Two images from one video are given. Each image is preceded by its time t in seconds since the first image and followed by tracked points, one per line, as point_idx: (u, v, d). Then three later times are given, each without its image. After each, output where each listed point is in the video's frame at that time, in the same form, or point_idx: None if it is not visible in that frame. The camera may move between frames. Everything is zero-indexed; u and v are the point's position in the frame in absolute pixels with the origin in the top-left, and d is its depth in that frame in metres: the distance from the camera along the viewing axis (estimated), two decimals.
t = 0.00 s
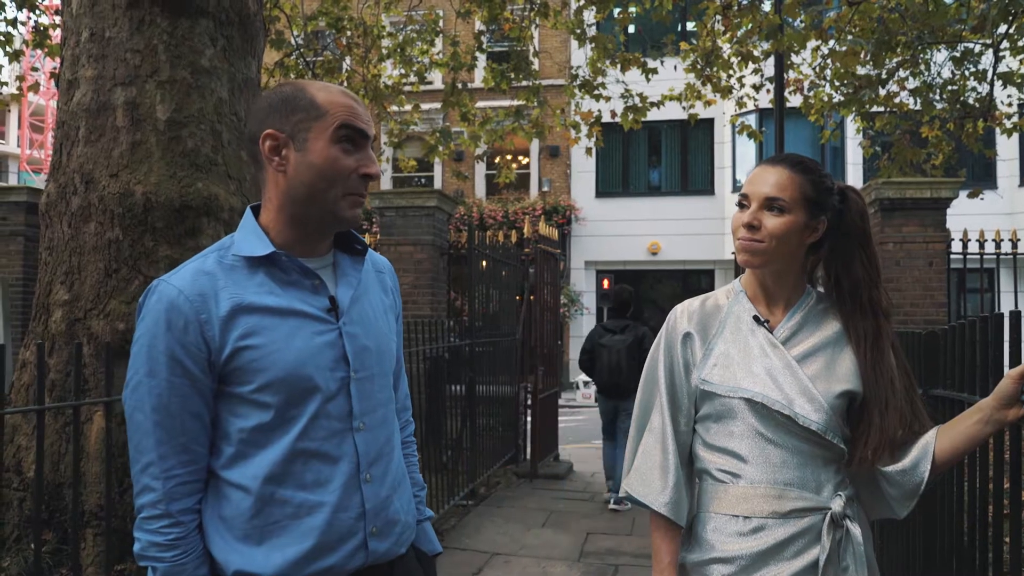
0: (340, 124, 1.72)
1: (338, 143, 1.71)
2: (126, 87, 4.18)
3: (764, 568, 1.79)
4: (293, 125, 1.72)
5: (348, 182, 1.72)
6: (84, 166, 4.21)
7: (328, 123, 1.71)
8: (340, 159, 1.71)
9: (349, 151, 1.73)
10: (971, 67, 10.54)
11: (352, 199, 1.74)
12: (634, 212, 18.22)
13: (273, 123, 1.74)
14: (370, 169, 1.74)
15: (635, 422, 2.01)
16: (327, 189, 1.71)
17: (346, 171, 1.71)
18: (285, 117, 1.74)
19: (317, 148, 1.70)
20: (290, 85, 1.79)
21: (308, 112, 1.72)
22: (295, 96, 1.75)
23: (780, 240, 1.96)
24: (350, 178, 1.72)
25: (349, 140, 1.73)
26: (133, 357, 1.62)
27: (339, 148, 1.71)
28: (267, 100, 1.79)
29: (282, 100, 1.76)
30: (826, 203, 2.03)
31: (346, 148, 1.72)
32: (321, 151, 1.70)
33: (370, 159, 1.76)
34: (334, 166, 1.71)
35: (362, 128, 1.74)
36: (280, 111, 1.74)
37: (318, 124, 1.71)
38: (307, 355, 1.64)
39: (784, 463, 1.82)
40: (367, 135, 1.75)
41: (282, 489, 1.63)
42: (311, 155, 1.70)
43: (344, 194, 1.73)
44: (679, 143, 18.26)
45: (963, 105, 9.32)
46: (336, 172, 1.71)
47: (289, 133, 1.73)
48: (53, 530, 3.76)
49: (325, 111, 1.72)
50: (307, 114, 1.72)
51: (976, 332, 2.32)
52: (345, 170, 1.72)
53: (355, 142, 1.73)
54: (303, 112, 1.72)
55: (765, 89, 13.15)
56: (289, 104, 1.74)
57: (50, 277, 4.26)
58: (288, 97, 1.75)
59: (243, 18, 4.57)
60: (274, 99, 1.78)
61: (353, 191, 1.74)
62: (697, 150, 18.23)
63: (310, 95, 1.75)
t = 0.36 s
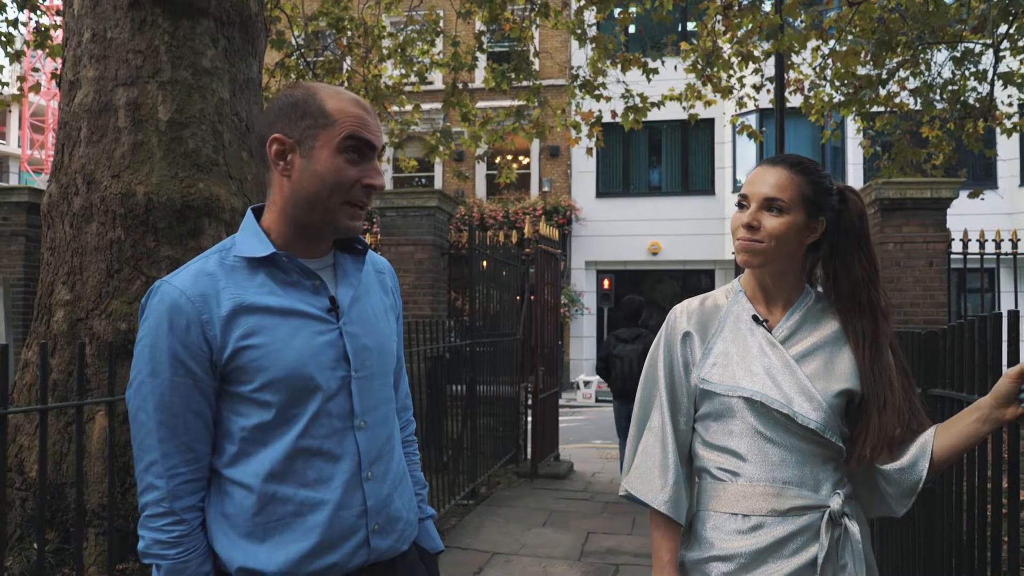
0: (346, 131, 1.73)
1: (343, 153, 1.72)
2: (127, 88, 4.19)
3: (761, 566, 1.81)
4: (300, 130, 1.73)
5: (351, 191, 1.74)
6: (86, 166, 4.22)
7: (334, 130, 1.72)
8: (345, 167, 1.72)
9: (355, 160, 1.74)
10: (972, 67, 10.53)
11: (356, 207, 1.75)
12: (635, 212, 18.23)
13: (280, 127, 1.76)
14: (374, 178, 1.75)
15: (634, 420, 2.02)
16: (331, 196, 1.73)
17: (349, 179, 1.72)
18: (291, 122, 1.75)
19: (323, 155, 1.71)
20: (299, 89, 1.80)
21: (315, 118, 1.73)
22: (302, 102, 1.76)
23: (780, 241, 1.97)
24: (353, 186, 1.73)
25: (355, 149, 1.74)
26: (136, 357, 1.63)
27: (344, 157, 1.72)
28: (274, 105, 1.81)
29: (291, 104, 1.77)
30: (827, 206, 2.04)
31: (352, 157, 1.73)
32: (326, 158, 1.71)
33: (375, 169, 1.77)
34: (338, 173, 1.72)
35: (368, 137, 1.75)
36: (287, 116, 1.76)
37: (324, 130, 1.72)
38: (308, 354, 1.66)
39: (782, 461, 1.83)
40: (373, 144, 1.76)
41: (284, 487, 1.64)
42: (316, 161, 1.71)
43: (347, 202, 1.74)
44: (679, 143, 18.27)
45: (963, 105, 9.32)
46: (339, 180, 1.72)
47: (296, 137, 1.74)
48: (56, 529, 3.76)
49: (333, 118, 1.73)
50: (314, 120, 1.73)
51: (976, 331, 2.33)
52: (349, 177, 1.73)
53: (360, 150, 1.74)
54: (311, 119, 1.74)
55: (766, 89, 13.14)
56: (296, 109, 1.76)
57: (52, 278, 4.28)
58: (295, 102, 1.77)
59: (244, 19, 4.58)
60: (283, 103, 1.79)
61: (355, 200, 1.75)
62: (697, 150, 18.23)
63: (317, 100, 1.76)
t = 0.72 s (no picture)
0: (348, 132, 1.75)
1: (344, 153, 1.74)
2: (129, 88, 4.21)
3: (759, 563, 1.82)
4: (302, 130, 1.75)
5: (351, 190, 1.75)
6: (88, 166, 4.24)
7: (336, 130, 1.74)
8: (346, 167, 1.74)
9: (356, 160, 1.75)
10: (971, 67, 10.54)
11: (356, 206, 1.77)
12: (635, 211, 18.24)
13: (282, 127, 1.78)
14: (375, 178, 1.76)
15: (633, 418, 2.04)
16: (332, 196, 1.74)
17: (350, 179, 1.74)
18: (294, 122, 1.77)
19: (324, 155, 1.73)
20: (302, 90, 1.82)
21: (317, 118, 1.75)
22: (304, 102, 1.78)
23: (777, 239, 1.99)
24: (354, 186, 1.75)
25: (356, 150, 1.75)
26: (141, 356, 1.64)
27: (345, 156, 1.74)
28: (277, 105, 1.83)
29: (294, 104, 1.79)
30: (823, 205, 2.06)
31: (353, 156, 1.75)
32: (327, 158, 1.73)
33: (376, 168, 1.78)
34: (339, 173, 1.73)
35: (369, 137, 1.77)
36: (290, 116, 1.78)
37: (326, 130, 1.74)
38: (311, 354, 1.67)
39: (779, 458, 1.85)
40: (375, 144, 1.78)
41: (288, 484, 1.66)
42: (318, 162, 1.73)
43: (347, 202, 1.76)
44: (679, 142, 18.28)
45: (962, 105, 9.33)
46: (340, 179, 1.73)
47: (298, 137, 1.76)
48: (58, 528, 3.79)
49: (335, 118, 1.75)
50: (316, 120, 1.75)
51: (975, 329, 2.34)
52: (350, 177, 1.74)
53: (362, 150, 1.76)
54: (313, 119, 1.75)
55: (765, 89, 13.16)
56: (299, 109, 1.78)
57: (54, 278, 4.29)
58: (297, 102, 1.79)
59: (245, 19, 4.60)
60: (287, 103, 1.81)
61: (356, 200, 1.76)
62: (697, 150, 18.25)
63: (320, 101, 1.78)
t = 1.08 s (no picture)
0: (351, 131, 1.76)
1: (348, 153, 1.76)
2: (131, 88, 4.23)
3: (757, 559, 1.85)
4: (306, 130, 1.77)
5: (354, 189, 1.77)
6: (90, 167, 4.26)
7: (340, 130, 1.76)
8: (349, 166, 1.76)
9: (359, 159, 1.77)
10: (971, 68, 10.55)
11: (359, 205, 1.79)
12: (634, 211, 18.26)
13: (287, 127, 1.80)
14: (378, 177, 1.78)
15: (633, 416, 2.06)
16: (336, 195, 1.76)
17: (353, 178, 1.76)
18: (299, 122, 1.79)
19: (328, 154, 1.75)
20: (307, 91, 1.84)
21: (321, 118, 1.77)
22: (309, 102, 1.80)
23: (775, 239, 2.01)
24: (357, 185, 1.77)
25: (359, 149, 1.77)
26: (149, 354, 1.67)
27: (348, 156, 1.75)
28: (281, 107, 1.85)
29: (299, 105, 1.81)
30: (821, 204, 2.08)
31: (356, 156, 1.77)
32: (330, 157, 1.75)
33: (378, 168, 1.80)
34: (342, 172, 1.75)
35: (373, 137, 1.79)
36: (295, 116, 1.80)
37: (330, 130, 1.76)
38: (317, 351, 1.69)
39: (778, 456, 1.87)
40: (378, 144, 1.80)
41: (294, 480, 1.68)
42: (321, 161, 1.75)
43: (351, 201, 1.77)
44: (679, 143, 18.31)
45: (961, 106, 9.35)
46: (343, 179, 1.75)
47: (302, 137, 1.78)
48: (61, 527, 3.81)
49: (338, 119, 1.77)
50: (320, 120, 1.77)
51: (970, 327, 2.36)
52: (353, 176, 1.76)
53: (365, 149, 1.78)
54: (317, 119, 1.77)
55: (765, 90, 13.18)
56: (303, 110, 1.80)
57: (56, 277, 4.31)
58: (302, 103, 1.81)
59: (246, 20, 4.61)
60: (291, 104, 1.83)
61: (359, 199, 1.78)
62: (697, 150, 18.27)
63: (324, 102, 1.80)
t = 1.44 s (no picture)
0: (358, 130, 1.79)
1: (355, 152, 1.78)
2: (133, 89, 4.25)
3: (758, 554, 1.87)
4: (313, 129, 1.79)
5: (361, 187, 1.79)
6: (92, 167, 4.28)
7: (347, 129, 1.78)
8: (356, 165, 1.78)
9: (365, 158, 1.79)
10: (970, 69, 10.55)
11: (365, 203, 1.81)
12: (633, 212, 18.28)
13: (294, 126, 1.82)
14: (384, 175, 1.80)
15: (635, 413, 2.08)
16: (343, 193, 1.78)
17: (360, 176, 1.78)
18: (306, 121, 1.81)
19: (335, 153, 1.77)
20: (314, 91, 1.86)
21: (329, 117, 1.79)
22: (316, 102, 1.82)
23: (775, 237, 2.03)
24: (363, 183, 1.79)
25: (365, 148, 1.79)
26: (158, 352, 1.68)
27: (355, 154, 1.78)
28: (288, 106, 1.88)
29: (306, 105, 1.83)
30: (820, 204, 2.10)
31: (362, 155, 1.79)
32: (338, 156, 1.77)
33: (384, 167, 1.82)
34: (349, 170, 1.77)
35: (379, 136, 1.81)
36: (302, 115, 1.82)
37: (337, 130, 1.78)
38: (324, 349, 1.71)
39: (778, 452, 1.89)
40: (384, 142, 1.82)
41: (302, 476, 1.70)
42: (328, 159, 1.77)
43: (357, 198, 1.79)
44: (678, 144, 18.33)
45: (960, 107, 9.36)
46: (350, 177, 1.77)
47: (310, 136, 1.80)
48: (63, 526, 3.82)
49: (345, 118, 1.79)
50: (328, 119, 1.79)
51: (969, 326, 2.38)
52: (360, 175, 1.78)
53: (371, 148, 1.80)
54: (325, 118, 1.79)
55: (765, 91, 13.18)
56: (310, 109, 1.82)
57: (58, 277, 4.33)
58: (309, 102, 1.83)
59: (247, 21, 4.63)
60: (298, 103, 1.85)
61: (366, 197, 1.80)
62: (696, 151, 18.30)
63: (331, 101, 1.82)
